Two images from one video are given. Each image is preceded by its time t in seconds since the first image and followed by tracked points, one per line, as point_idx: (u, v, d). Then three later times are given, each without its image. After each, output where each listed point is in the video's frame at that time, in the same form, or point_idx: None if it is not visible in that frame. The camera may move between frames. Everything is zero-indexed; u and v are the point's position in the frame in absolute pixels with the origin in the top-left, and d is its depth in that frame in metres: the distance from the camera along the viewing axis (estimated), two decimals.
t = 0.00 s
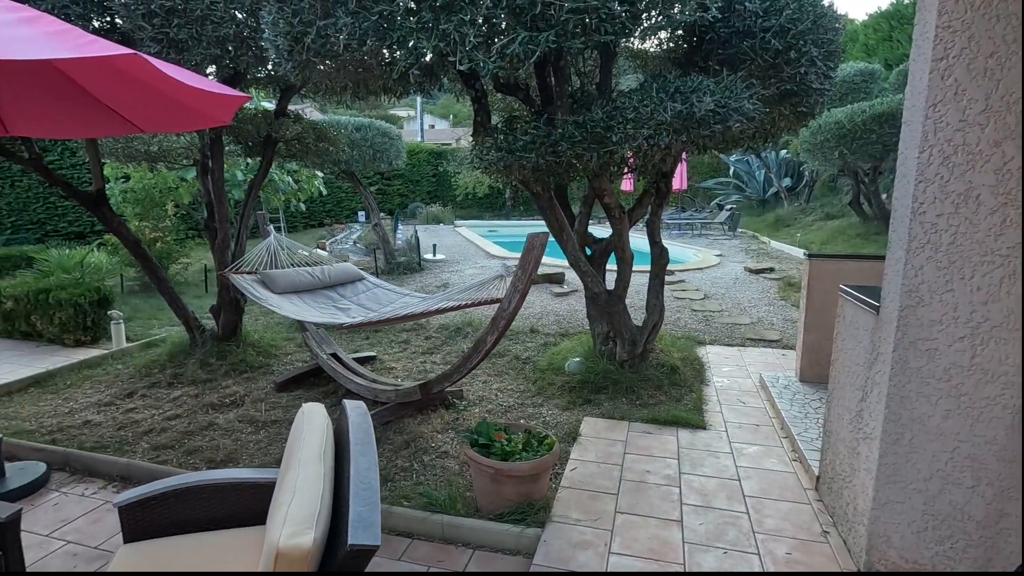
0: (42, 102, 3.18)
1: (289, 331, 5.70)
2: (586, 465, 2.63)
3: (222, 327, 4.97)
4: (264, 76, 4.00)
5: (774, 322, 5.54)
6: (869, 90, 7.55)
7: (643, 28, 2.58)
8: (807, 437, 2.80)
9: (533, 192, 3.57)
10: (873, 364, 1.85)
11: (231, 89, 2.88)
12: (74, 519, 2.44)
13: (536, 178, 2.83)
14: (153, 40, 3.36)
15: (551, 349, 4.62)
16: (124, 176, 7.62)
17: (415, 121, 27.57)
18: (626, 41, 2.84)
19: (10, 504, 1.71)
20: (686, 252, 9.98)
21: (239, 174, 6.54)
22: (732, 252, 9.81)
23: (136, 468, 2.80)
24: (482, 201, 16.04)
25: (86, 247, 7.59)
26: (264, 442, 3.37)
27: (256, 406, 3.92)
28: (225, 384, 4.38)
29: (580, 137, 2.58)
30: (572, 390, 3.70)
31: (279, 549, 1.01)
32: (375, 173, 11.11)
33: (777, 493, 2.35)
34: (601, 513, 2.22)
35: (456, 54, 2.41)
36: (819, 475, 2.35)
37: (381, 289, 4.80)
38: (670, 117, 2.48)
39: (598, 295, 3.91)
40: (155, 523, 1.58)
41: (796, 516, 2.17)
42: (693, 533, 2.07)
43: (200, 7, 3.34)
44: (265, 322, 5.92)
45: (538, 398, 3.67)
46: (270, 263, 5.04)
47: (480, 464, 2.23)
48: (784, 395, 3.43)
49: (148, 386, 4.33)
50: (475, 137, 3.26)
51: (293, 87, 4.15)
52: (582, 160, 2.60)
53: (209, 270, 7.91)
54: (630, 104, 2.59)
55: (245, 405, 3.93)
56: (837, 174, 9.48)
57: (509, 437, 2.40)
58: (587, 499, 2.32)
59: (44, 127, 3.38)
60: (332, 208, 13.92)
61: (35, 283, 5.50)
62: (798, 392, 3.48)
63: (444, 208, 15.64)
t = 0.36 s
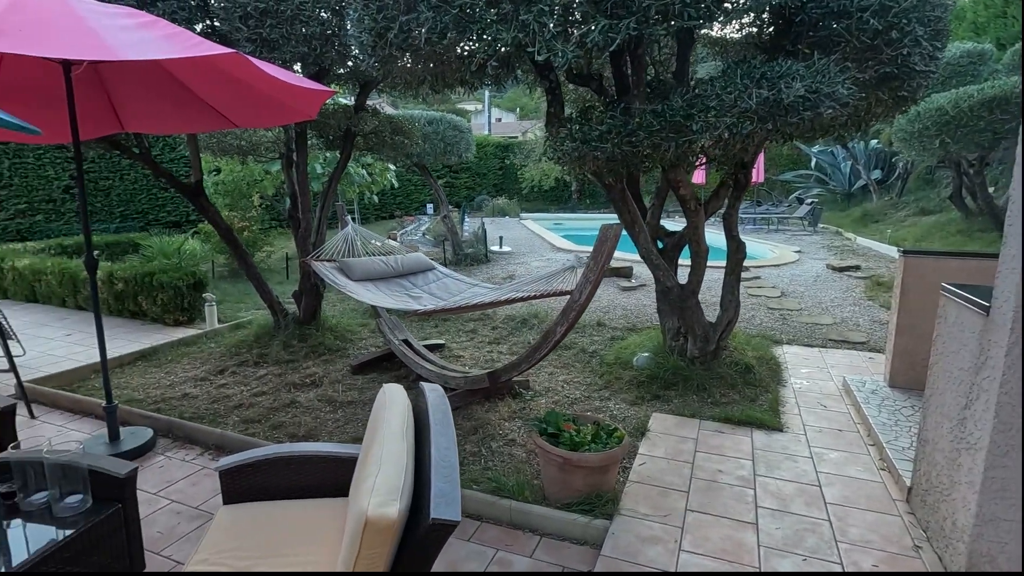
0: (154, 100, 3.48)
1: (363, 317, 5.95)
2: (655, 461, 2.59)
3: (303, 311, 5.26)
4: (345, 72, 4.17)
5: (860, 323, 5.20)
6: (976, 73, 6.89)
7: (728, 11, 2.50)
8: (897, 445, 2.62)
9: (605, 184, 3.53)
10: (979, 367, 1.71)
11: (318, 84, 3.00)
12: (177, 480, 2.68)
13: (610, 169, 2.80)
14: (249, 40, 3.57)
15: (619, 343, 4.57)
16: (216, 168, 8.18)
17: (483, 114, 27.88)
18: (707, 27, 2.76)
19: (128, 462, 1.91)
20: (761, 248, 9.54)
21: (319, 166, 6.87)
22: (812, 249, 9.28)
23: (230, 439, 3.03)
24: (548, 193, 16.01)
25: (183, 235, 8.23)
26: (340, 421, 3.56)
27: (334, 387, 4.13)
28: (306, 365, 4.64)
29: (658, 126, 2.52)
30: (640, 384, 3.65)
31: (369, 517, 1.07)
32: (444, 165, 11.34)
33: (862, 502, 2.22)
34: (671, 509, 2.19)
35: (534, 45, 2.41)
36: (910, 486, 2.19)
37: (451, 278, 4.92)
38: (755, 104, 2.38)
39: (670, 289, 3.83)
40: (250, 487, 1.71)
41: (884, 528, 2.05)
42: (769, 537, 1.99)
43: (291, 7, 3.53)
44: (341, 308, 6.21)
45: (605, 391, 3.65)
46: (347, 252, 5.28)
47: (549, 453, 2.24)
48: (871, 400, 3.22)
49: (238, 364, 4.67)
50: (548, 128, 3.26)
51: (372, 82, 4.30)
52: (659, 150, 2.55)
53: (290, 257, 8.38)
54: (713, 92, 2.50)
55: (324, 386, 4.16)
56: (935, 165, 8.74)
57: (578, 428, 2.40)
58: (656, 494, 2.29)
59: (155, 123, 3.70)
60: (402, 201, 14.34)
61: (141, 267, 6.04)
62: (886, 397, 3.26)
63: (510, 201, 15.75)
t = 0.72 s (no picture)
0: (258, 97, 3.74)
1: (439, 304, 6.13)
2: (736, 461, 2.50)
3: (384, 297, 5.48)
4: (430, 65, 4.28)
5: (970, 328, 4.75)
6: None
7: None
8: (1014, 462, 2.38)
9: (689, 174, 3.42)
10: None
11: (407, 77, 3.12)
12: (274, 449, 2.90)
13: (697, 159, 2.72)
14: (343, 36, 3.74)
15: (697, 339, 4.43)
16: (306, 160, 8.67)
17: (557, 106, 27.71)
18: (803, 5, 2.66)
19: (236, 428, 2.09)
20: (855, 244, 8.91)
21: (400, 158, 7.10)
22: (914, 246, 8.54)
23: (319, 414, 3.23)
24: (622, 185, 15.69)
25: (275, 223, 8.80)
26: (419, 403, 3.69)
27: (412, 370, 4.30)
28: (386, 348, 4.85)
29: (753, 113, 2.45)
30: (719, 382, 3.53)
31: (460, 491, 1.11)
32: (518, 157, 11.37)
33: (971, 521, 2.04)
34: (753, 511, 2.12)
35: (626, 32, 2.37)
36: None
37: (526, 269, 4.97)
38: (864, 88, 2.23)
39: (755, 284, 3.66)
40: (344, 458, 1.82)
41: (998, 550, 1.87)
42: (863, 549, 1.89)
43: (382, 4, 3.68)
44: (418, 295, 6.43)
45: (682, 388, 3.56)
46: (427, 242, 5.45)
47: (626, 445, 2.22)
48: (983, 412, 2.94)
49: (324, 344, 4.95)
50: (631, 117, 3.20)
51: (453, 75, 4.37)
52: (752, 138, 2.46)
53: (371, 246, 8.74)
54: (815, 75, 2.39)
55: (403, 369, 4.33)
56: None
57: (656, 422, 2.37)
58: (737, 495, 2.23)
59: (257, 119, 3.98)
60: (475, 192, 14.56)
61: (240, 252, 6.52)
62: (1002, 410, 2.96)
63: (583, 193, 15.59)
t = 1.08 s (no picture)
0: (359, 90, 3.93)
1: (520, 294, 6.19)
2: (838, 470, 2.35)
3: (469, 284, 5.61)
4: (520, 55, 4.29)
5: None
6: None
7: None
8: None
9: (792, 163, 3.22)
10: None
11: (500, 66, 3.15)
12: (368, 423, 3.07)
13: (805, 147, 2.56)
14: (439, 29, 3.83)
15: (793, 339, 4.18)
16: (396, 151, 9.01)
17: (642, 95, 26.94)
18: None
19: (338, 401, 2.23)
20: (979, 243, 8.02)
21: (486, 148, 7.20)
22: None
23: (408, 393, 3.38)
24: (710, 177, 15.01)
25: (366, 211, 9.23)
26: (501, 389, 3.77)
27: (495, 357, 4.38)
28: (469, 334, 4.98)
29: (874, 97, 2.27)
30: (818, 386, 3.32)
31: (557, 474, 1.13)
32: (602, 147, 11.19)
33: None
34: (857, 524, 1.98)
35: (733, 13, 2.27)
36: None
37: (611, 261, 4.91)
38: (1012, 64, 1.87)
39: (863, 283, 3.40)
40: (435, 436, 1.89)
41: None
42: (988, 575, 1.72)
43: None
44: (500, 284, 6.53)
45: (776, 389, 3.38)
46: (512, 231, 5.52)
47: (717, 443, 2.15)
48: None
49: (412, 328, 5.16)
50: (730, 103, 3.06)
51: (541, 65, 4.33)
52: (871, 123, 2.29)
53: (454, 235, 8.96)
54: (951, 52, 2.11)
55: (486, 355, 4.43)
56: None
57: (750, 422, 2.27)
58: (838, 505, 2.10)
59: (357, 111, 4.18)
60: (556, 183, 14.48)
61: (335, 237, 6.91)
62: None
63: (668, 184, 15.08)
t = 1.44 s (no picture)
0: (455, 81, 4.02)
1: (603, 285, 6.13)
2: (959, 488, 2.16)
3: (552, 274, 5.62)
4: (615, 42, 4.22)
5: None
6: None
7: None
8: None
9: (916, 152, 2.96)
10: None
11: (598, 54, 3.12)
12: (456, 405, 3.18)
13: (936, 133, 2.34)
14: (534, 18, 3.85)
15: (904, 345, 3.86)
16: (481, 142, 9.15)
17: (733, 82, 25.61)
18: None
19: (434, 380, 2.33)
20: None
21: (570, 138, 7.16)
22: None
23: (494, 378, 3.46)
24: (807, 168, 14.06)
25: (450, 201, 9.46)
26: (585, 379, 3.76)
27: (578, 347, 4.38)
28: (552, 324, 5.00)
29: None
30: (934, 396, 3.05)
31: (664, 464, 1.12)
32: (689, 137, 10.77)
33: None
34: (984, 547, 1.82)
35: None
36: None
37: (701, 254, 4.74)
38: None
39: (995, 286, 3.07)
40: (528, 419, 1.93)
41: None
42: None
43: None
44: (582, 275, 6.49)
45: (884, 397, 3.14)
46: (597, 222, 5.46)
47: (821, 449, 2.03)
48: None
49: (495, 315, 5.26)
50: (846, 87, 2.84)
51: (633, 52, 4.21)
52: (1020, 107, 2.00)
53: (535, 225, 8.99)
54: None
55: (568, 345, 4.43)
56: None
57: (859, 429, 2.13)
58: (961, 525, 1.93)
59: (451, 101, 4.29)
60: (638, 174, 14.12)
61: (422, 225, 7.15)
62: None
63: (759, 176, 14.29)
